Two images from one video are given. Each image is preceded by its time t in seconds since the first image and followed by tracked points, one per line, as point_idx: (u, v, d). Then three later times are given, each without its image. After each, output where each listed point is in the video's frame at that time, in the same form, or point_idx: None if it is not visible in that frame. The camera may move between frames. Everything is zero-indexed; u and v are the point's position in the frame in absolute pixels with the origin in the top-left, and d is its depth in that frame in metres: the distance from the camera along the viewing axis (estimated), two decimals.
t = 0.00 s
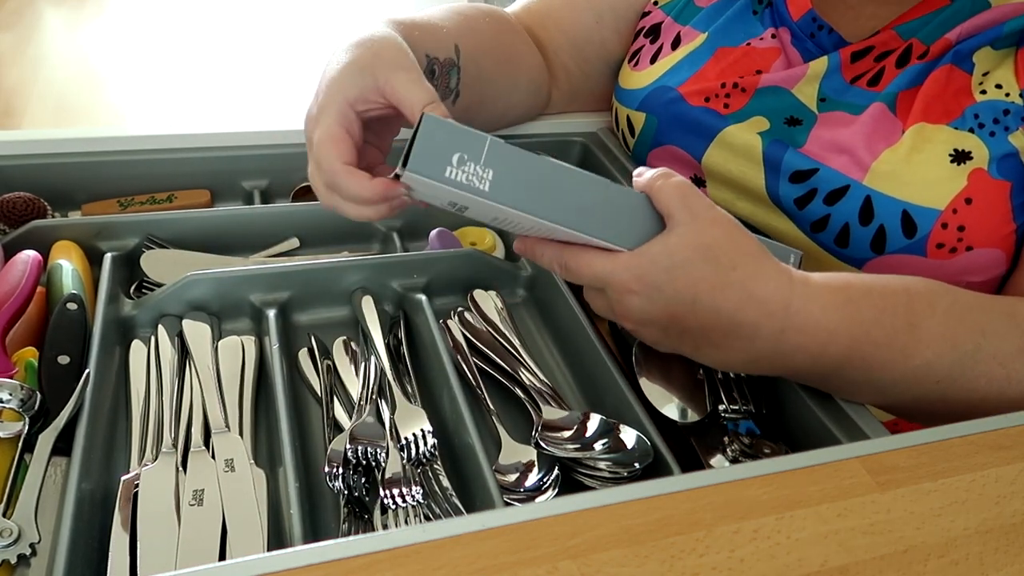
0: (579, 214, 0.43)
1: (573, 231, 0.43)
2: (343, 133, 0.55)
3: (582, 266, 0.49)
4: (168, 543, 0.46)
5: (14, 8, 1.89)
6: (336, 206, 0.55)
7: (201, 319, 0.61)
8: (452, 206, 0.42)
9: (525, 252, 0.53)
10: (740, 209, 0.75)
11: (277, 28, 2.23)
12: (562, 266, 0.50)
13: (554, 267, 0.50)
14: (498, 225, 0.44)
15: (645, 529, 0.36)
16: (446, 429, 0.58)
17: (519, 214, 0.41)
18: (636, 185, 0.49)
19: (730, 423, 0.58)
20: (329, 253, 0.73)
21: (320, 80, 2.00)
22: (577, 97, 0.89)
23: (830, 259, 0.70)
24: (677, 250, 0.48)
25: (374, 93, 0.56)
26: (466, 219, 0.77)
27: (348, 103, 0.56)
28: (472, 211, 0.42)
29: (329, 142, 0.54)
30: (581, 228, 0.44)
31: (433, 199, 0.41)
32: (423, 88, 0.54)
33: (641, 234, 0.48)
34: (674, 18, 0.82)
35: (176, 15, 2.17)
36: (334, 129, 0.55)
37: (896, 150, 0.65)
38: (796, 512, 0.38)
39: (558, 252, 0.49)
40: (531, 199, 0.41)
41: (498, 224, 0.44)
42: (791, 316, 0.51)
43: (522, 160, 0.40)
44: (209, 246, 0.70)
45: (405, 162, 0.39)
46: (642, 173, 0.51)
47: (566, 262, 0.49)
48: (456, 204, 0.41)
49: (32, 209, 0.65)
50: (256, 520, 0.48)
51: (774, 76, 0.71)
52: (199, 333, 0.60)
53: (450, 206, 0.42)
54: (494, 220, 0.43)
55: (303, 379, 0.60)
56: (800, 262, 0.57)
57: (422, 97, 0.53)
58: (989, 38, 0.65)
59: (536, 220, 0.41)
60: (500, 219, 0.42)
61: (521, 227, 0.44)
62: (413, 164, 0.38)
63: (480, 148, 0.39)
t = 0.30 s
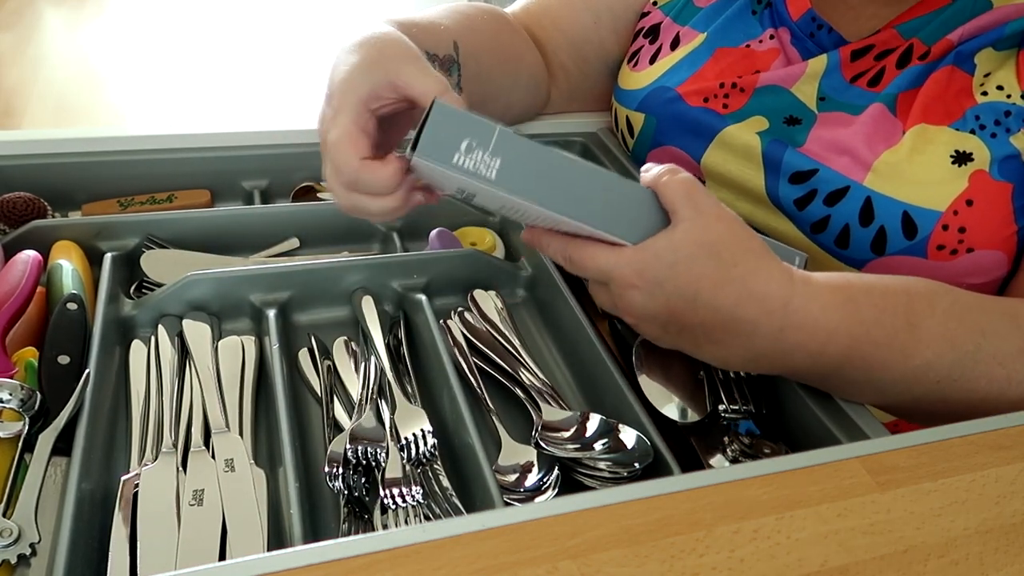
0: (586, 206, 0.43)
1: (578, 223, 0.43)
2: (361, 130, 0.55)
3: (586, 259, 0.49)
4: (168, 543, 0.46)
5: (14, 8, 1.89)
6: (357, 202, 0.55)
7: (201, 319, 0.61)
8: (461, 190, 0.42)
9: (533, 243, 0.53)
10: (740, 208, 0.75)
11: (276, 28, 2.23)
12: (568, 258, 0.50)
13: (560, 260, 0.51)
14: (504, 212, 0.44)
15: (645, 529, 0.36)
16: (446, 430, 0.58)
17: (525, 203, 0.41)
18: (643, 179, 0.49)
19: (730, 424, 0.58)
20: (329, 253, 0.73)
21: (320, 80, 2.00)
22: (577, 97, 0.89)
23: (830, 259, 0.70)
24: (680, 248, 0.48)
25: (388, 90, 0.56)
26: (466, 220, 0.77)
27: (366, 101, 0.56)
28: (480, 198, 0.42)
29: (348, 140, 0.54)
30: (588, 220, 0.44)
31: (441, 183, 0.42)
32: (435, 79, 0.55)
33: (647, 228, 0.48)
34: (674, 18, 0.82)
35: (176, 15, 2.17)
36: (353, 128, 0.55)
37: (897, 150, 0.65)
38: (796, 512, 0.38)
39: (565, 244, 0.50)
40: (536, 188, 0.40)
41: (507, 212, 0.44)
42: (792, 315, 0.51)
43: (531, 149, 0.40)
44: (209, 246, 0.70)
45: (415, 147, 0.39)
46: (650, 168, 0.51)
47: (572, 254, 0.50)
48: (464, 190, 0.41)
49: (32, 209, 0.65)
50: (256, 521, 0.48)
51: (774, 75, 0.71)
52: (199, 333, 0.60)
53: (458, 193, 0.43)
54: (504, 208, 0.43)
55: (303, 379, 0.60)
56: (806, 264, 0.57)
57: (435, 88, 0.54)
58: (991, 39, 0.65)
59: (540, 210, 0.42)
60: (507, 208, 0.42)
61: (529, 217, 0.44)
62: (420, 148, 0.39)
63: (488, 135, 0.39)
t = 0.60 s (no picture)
0: (587, 211, 0.43)
1: (578, 228, 0.43)
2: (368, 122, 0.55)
3: (587, 262, 0.49)
4: (168, 543, 0.46)
5: (14, 8, 1.89)
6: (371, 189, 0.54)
7: (201, 319, 0.61)
8: (463, 195, 0.42)
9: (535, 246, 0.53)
10: (740, 208, 0.75)
11: (276, 28, 2.23)
12: (569, 261, 0.51)
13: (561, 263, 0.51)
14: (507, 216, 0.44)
15: (645, 529, 0.36)
16: (446, 429, 0.58)
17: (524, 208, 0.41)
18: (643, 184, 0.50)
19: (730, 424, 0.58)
20: (330, 253, 0.73)
21: (320, 80, 2.00)
22: (577, 97, 0.89)
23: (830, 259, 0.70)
24: (682, 248, 0.48)
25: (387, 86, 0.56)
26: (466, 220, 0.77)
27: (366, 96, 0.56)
28: (482, 202, 0.42)
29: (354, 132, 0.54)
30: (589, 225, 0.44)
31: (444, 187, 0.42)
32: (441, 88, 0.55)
33: (646, 232, 0.49)
34: (673, 16, 0.82)
35: (176, 16, 2.17)
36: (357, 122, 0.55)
37: (897, 149, 0.65)
38: (795, 512, 0.38)
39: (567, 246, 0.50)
40: (535, 194, 0.41)
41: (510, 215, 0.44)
42: (792, 315, 0.51)
43: (531, 155, 0.40)
44: (209, 246, 0.70)
45: (417, 153, 0.40)
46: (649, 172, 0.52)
47: (574, 258, 0.50)
48: (466, 195, 0.42)
49: (32, 209, 0.65)
50: (257, 521, 0.48)
51: (774, 73, 0.71)
52: (199, 333, 0.60)
53: (461, 196, 0.43)
54: (507, 212, 0.44)
55: (303, 379, 0.60)
56: (809, 266, 0.57)
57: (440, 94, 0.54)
58: (994, 36, 0.65)
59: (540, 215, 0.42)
60: (509, 211, 0.43)
61: (530, 221, 0.44)
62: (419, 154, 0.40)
63: (488, 141, 0.40)
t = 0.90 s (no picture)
0: (580, 225, 0.42)
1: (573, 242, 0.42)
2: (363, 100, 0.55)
3: (583, 273, 0.49)
4: (168, 543, 0.46)
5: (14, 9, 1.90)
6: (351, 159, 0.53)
7: (201, 319, 0.61)
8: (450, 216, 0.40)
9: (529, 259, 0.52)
10: (740, 207, 0.75)
11: (276, 28, 2.23)
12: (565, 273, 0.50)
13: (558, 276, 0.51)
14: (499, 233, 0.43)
15: (645, 529, 0.36)
16: (446, 430, 0.58)
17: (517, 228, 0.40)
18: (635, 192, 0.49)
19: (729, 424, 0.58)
20: (330, 253, 0.73)
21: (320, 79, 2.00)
22: (577, 97, 0.89)
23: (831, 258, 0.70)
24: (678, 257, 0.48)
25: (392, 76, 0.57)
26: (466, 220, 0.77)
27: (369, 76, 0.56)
28: (470, 223, 0.40)
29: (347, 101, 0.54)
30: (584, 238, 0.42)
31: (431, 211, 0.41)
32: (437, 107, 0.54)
33: (640, 241, 0.48)
34: (674, 14, 0.81)
35: (176, 16, 2.17)
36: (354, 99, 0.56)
37: (898, 147, 0.65)
38: (796, 512, 0.38)
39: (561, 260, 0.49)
40: (527, 212, 0.39)
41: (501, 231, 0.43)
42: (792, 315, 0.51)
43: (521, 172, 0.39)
44: (209, 246, 0.70)
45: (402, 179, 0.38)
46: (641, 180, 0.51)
47: (570, 272, 0.50)
48: (454, 216, 0.40)
49: (32, 209, 0.65)
50: (256, 521, 0.48)
51: (774, 70, 0.71)
52: (199, 333, 0.60)
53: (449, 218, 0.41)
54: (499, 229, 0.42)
55: (303, 379, 0.60)
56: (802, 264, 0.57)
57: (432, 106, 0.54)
58: (995, 34, 0.64)
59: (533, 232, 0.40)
60: (499, 230, 0.41)
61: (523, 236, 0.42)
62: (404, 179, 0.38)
63: (474, 160, 0.38)
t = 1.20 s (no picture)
0: (581, 215, 0.41)
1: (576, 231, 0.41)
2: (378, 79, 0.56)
3: (585, 267, 0.47)
4: (168, 543, 0.46)
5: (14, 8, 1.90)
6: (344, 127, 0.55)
7: (201, 319, 0.61)
8: (446, 204, 0.38)
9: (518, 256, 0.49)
10: (740, 207, 0.75)
11: (275, 28, 2.23)
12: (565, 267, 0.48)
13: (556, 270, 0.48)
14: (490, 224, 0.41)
15: (645, 529, 0.36)
16: (446, 430, 0.58)
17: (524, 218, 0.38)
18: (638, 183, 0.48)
19: (729, 423, 0.58)
20: (329, 253, 0.73)
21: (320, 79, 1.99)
22: (577, 97, 0.89)
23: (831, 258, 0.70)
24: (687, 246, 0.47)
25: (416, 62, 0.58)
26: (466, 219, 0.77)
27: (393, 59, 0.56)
28: (470, 210, 0.38)
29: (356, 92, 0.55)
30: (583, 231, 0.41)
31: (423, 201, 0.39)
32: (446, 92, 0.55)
33: (645, 233, 0.47)
34: (674, 14, 0.81)
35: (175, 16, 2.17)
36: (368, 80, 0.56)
37: (898, 148, 0.65)
38: (796, 512, 0.38)
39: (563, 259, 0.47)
40: (531, 200, 0.38)
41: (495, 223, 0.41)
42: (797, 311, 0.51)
43: (527, 160, 0.37)
44: (209, 246, 0.70)
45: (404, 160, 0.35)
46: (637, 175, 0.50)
47: (572, 264, 0.47)
48: (452, 203, 0.38)
49: (32, 209, 0.65)
50: (256, 521, 0.48)
51: (774, 71, 0.71)
52: (199, 333, 0.60)
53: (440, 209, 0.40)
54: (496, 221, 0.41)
55: (303, 379, 0.60)
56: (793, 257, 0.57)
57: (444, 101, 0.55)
58: (994, 35, 0.65)
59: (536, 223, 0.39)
60: (500, 217, 0.39)
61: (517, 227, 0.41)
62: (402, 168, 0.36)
63: (482, 142, 0.36)
